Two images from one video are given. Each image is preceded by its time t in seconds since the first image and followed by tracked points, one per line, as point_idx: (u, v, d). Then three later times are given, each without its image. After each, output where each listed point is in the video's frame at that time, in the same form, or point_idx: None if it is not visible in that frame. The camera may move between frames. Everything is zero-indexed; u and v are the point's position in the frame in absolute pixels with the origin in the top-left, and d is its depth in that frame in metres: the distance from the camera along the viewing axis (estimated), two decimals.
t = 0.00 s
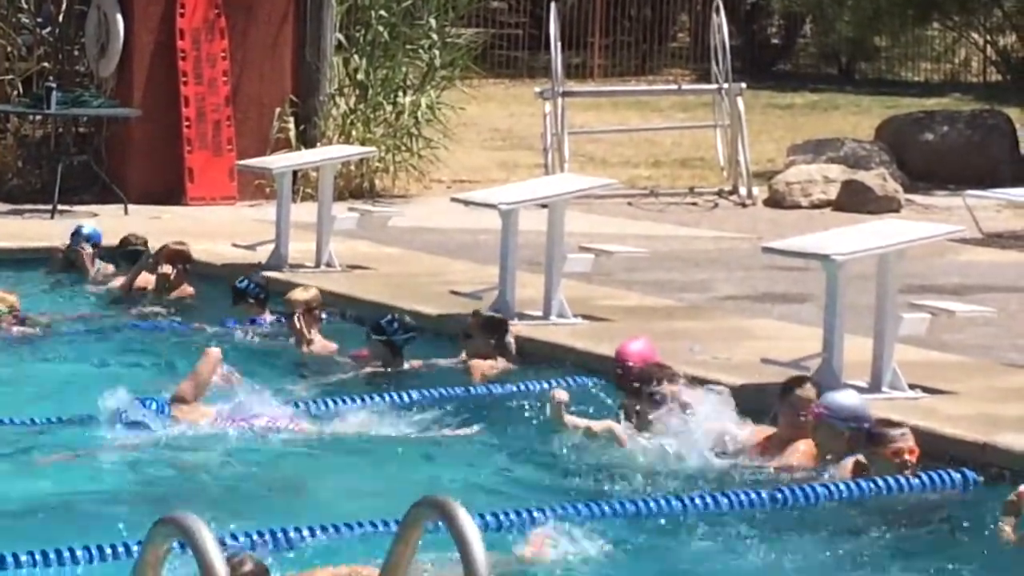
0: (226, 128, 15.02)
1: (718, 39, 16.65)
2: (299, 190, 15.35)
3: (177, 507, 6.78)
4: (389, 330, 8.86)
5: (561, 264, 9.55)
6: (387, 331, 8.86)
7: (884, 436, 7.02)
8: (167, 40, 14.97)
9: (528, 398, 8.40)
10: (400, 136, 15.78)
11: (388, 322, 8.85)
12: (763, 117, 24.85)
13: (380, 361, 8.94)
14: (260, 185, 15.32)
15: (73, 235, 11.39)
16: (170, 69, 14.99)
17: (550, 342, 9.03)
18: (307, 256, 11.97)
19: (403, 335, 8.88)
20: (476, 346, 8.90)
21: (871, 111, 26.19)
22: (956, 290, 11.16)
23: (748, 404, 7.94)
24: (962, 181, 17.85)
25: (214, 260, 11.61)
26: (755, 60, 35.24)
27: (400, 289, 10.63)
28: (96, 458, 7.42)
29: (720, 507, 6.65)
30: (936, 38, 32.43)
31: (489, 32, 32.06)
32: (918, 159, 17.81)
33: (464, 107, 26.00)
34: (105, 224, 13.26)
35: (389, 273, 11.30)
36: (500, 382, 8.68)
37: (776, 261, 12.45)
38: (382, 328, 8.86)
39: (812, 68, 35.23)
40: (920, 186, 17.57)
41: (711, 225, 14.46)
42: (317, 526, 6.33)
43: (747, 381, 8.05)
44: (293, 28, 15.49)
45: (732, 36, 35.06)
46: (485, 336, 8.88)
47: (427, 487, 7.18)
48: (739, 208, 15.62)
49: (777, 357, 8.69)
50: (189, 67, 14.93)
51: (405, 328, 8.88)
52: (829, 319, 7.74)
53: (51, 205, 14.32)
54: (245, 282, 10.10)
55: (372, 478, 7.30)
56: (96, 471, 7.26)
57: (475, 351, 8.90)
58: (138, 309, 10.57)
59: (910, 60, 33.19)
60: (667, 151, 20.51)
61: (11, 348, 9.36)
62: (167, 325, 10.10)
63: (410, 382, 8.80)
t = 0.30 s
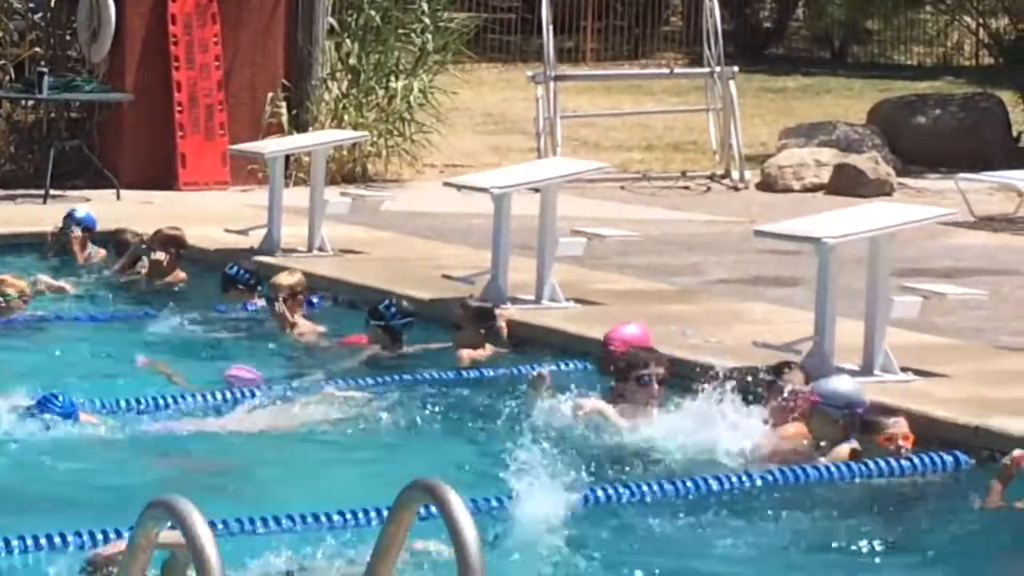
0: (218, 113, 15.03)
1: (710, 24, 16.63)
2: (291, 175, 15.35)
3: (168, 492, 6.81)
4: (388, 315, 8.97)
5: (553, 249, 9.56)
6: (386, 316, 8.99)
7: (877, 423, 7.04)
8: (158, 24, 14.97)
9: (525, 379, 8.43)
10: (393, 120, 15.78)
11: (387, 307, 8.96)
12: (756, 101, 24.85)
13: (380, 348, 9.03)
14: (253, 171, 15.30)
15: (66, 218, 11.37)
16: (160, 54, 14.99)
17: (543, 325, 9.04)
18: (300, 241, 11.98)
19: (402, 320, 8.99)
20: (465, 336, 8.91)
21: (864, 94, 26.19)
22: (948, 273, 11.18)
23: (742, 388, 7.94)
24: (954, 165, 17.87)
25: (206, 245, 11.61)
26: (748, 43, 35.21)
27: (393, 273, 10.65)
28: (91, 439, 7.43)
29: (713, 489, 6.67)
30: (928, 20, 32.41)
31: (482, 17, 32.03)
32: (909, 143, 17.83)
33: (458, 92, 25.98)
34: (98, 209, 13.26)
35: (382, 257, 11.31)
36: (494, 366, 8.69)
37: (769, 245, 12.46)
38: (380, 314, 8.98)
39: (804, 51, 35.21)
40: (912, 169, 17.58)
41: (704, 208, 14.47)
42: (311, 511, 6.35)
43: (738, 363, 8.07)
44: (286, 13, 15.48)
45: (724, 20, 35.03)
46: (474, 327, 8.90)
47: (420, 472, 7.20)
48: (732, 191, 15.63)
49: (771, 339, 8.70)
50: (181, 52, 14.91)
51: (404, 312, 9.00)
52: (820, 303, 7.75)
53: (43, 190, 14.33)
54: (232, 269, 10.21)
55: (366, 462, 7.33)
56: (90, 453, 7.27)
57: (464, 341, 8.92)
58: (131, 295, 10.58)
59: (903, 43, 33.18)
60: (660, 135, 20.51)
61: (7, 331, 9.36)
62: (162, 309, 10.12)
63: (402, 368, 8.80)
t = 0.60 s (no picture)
0: (214, 101, 15.02)
1: (706, 13, 16.64)
2: (287, 163, 15.35)
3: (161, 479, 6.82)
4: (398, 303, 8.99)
5: (548, 237, 9.57)
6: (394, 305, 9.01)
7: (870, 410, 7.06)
8: (153, 12, 14.98)
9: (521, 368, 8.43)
10: (388, 108, 15.76)
11: (396, 295, 8.97)
12: (751, 90, 24.85)
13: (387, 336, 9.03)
14: (249, 159, 15.31)
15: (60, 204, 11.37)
16: (155, 41, 15.00)
17: (539, 313, 9.05)
18: (296, 229, 11.98)
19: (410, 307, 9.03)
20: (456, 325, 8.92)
21: (858, 83, 26.17)
22: (943, 262, 11.19)
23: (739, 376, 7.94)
24: (948, 154, 17.89)
25: (201, 233, 11.61)
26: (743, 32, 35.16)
27: (389, 260, 10.65)
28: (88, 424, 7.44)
29: (708, 477, 6.68)
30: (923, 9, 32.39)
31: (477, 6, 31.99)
32: (904, 133, 17.85)
33: (453, 80, 25.96)
34: (93, 197, 13.26)
35: (378, 245, 11.31)
36: (490, 355, 8.70)
37: (764, 234, 12.47)
38: (389, 303, 8.99)
39: (799, 40, 35.17)
40: (907, 158, 17.60)
41: (699, 197, 14.47)
42: (303, 497, 6.37)
43: (733, 351, 8.09)
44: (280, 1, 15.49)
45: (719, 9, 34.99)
46: (465, 316, 8.92)
47: (414, 459, 7.21)
48: (727, 180, 15.64)
49: (766, 328, 8.71)
50: (177, 40, 14.92)
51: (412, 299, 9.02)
52: (817, 292, 7.77)
53: (38, 178, 14.33)
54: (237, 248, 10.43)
55: (360, 449, 7.34)
56: (86, 439, 7.30)
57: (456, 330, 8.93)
58: (126, 283, 10.59)
59: (898, 32, 33.15)
60: (656, 124, 20.51)
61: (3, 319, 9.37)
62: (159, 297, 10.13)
63: (398, 355, 8.81)
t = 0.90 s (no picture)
0: (208, 87, 14.95)
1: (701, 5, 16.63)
2: (280, 150, 15.34)
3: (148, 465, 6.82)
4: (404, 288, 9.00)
5: (541, 228, 9.56)
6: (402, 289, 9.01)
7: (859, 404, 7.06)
8: None
9: (510, 360, 8.42)
10: (382, 97, 15.77)
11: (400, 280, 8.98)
12: (746, 82, 24.82)
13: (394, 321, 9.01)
14: (242, 145, 15.29)
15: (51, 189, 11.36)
16: (151, 27, 14.98)
17: (530, 304, 9.04)
18: (289, 217, 11.97)
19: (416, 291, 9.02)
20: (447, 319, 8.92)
21: (853, 77, 26.16)
22: (935, 257, 11.18)
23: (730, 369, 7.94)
24: (942, 150, 17.89)
25: (193, 219, 11.60)
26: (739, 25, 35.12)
27: (381, 249, 10.64)
28: (75, 409, 7.44)
29: (696, 469, 6.68)
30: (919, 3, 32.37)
31: None
32: (898, 127, 17.85)
33: (448, 69, 25.95)
34: (86, 182, 13.24)
35: (371, 234, 11.30)
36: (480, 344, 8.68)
37: (757, 226, 12.46)
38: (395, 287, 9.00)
39: (794, 34, 35.13)
40: (901, 153, 17.60)
41: (692, 189, 14.46)
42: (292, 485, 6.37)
43: (723, 344, 8.07)
44: None
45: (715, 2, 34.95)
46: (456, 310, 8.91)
47: (403, 448, 7.21)
48: (721, 173, 15.63)
49: (757, 321, 8.71)
50: (171, 26, 14.86)
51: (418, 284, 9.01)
52: (808, 285, 7.76)
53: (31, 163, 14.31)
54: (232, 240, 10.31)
55: (349, 437, 7.34)
56: (73, 425, 7.29)
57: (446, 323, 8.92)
58: (117, 268, 10.57)
59: (894, 27, 33.12)
60: (650, 116, 20.50)
61: None
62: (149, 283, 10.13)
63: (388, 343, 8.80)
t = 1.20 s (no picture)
0: (208, 81, 14.93)
1: None
2: (281, 143, 15.33)
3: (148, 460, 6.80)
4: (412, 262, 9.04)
5: (541, 220, 9.56)
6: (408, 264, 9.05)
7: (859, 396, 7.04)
8: None
9: (510, 354, 8.40)
10: (383, 90, 15.76)
11: (410, 253, 9.03)
12: (747, 74, 24.81)
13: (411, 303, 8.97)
14: (243, 138, 15.28)
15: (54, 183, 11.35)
16: (150, 20, 14.96)
17: (532, 297, 9.03)
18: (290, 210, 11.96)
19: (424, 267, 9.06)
20: (447, 308, 8.90)
21: (853, 68, 26.14)
22: (936, 248, 11.17)
23: (728, 362, 7.92)
24: (944, 140, 17.89)
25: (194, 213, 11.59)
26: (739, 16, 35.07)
27: (382, 242, 10.63)
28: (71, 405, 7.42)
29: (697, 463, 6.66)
30: None
31: None
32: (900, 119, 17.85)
33: (448, 61, 25.94)
34: (87, 176, 13.24)
35: (372, 227, 11.29)
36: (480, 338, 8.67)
37: (757, 218, 12.46)
38: (404, 261, 9.04)
39: (794, 25, 35.09)
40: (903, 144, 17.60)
41: (693, 182, 14.45)
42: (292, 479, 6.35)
43: (722, 336, 8.08)
44: None
45: None
46: (457, 301, 8.90)
47: (403, 442, 7.19)
48: (722, 165, 15.62)
49: (759, 313, 8.70)
50: (172, 19, 14.83)
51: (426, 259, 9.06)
52: (810, 277, 7.75)
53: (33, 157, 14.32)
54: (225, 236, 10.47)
55: (348, 431, 7.32)
56: (71, 420, 7.27)
57: (445, 312, 8.90)
58: (119, 263, 10.56)
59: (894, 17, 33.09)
60: (650, 108, 20.48)
61: None
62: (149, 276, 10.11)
63: (388, 335, 8.79)
